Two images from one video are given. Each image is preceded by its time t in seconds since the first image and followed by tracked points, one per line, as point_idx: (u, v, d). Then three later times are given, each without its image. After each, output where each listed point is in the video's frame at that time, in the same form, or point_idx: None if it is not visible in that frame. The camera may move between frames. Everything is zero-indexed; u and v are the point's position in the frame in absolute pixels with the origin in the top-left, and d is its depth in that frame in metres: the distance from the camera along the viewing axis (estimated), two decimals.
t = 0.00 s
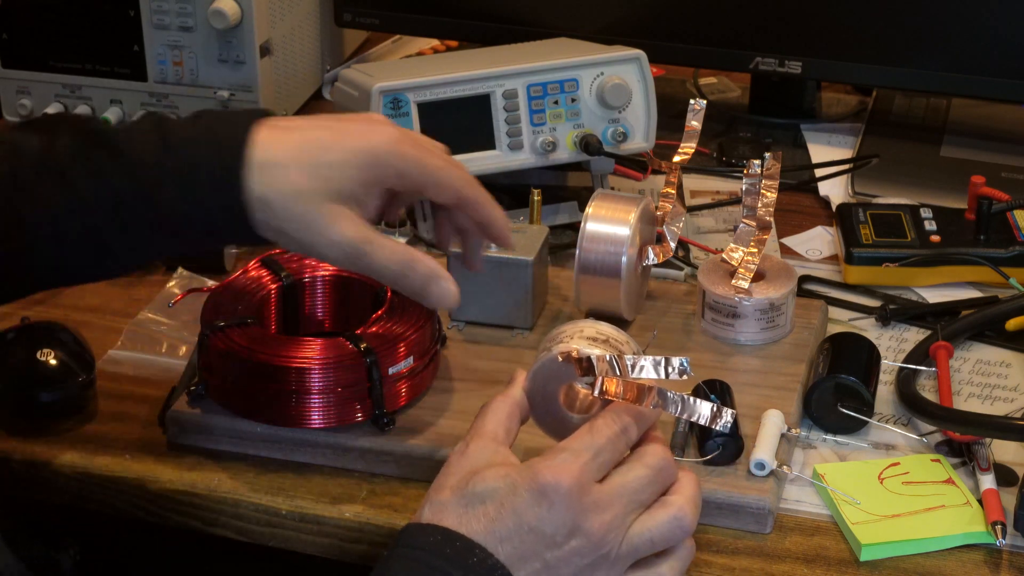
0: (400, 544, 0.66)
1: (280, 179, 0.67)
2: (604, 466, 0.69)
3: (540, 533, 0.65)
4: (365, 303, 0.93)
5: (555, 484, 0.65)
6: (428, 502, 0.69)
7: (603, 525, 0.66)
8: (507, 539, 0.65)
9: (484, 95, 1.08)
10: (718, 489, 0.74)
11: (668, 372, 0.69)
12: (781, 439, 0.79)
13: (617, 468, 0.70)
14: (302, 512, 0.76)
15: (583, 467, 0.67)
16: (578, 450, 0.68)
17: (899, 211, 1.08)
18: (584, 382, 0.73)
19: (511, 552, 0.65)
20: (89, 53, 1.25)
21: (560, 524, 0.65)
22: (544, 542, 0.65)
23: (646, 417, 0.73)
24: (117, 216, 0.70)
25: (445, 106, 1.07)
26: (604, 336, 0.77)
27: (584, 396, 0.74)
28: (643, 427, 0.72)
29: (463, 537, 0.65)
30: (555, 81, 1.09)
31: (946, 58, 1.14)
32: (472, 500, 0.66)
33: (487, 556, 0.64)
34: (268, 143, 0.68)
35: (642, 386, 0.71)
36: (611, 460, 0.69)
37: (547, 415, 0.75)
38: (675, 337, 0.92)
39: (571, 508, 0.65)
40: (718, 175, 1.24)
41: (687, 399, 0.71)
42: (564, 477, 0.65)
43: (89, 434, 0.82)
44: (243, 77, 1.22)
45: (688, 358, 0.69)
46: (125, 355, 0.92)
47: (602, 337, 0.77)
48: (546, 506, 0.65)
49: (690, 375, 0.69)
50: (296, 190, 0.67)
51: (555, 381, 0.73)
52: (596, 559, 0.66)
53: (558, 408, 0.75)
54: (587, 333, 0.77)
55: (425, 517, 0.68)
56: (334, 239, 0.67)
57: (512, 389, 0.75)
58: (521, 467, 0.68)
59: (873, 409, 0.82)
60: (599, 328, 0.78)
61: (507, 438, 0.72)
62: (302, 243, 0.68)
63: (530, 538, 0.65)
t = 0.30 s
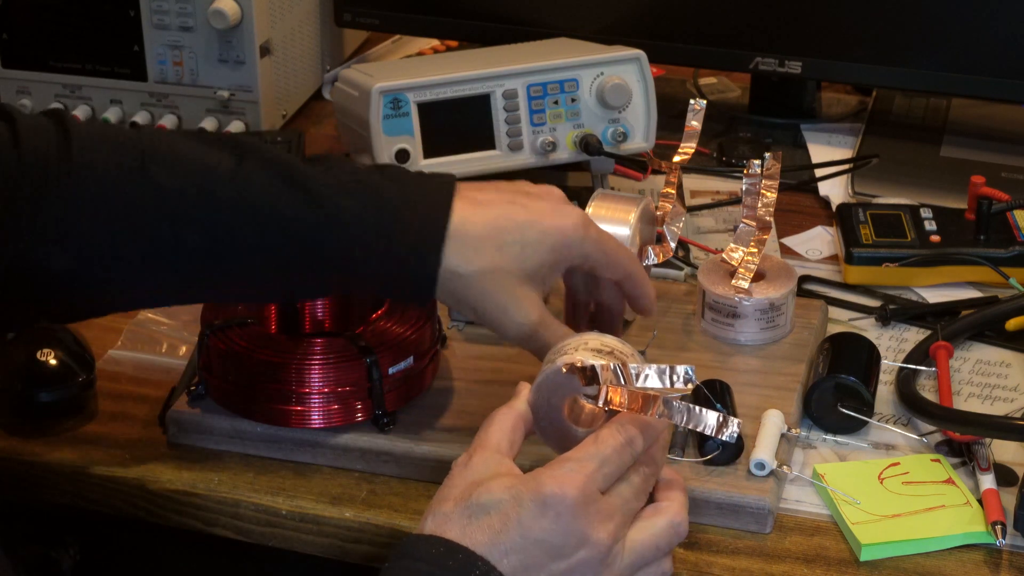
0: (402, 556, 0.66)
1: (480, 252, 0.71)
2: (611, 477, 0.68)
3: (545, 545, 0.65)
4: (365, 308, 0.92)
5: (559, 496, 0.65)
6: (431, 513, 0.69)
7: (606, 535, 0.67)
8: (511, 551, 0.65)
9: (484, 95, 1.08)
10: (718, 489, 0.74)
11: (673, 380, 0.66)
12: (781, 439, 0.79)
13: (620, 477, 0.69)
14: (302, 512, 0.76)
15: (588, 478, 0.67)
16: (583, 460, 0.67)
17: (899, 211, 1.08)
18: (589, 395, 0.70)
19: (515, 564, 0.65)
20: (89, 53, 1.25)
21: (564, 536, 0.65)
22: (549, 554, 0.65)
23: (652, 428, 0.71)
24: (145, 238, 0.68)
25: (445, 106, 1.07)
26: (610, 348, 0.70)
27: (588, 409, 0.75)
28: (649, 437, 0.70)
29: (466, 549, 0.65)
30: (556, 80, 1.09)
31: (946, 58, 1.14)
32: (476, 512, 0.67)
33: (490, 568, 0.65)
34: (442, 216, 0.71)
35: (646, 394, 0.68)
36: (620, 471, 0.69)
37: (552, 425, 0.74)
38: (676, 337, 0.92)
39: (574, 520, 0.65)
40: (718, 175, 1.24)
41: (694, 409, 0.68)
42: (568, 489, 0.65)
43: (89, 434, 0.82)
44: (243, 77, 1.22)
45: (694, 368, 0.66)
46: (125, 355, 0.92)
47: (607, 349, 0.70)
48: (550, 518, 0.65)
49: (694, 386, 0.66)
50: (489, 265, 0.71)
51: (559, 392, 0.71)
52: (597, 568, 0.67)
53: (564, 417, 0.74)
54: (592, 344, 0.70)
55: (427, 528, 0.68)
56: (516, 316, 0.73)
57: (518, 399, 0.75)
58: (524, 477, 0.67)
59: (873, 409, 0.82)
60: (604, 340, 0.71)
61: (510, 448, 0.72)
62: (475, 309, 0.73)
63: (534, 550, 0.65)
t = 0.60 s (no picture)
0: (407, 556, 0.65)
1: (517, 282, 0.74)
2: (617, 470, 0.68)
3: (554, 539, 0.65)
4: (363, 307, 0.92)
5: (564, 488, 0.65)
6: (436, 511, 0.68)
7: (614, 528, 0.67)
8: (519, 547, 0.65)
9: (484, 95, 1.08)
10: (717, 489, 0.74)
11: (679, 364, 0.65)
12: (781, 439, 0.79)
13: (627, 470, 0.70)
14: (302, 512, 0.76)
15: (593, 471, 0.67)
16: (589, 453, 0.68)
17: (899, 211, 1.08)
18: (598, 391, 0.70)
19: (524, 560, 0.65)
20: (89, 53, 1.25)
21: (571, 529, 0.65)
22: (557, 548, 0.66)
23: (663, 419, 0.71)
24: (151, 241, 0.70)
25: (445, 106, 1.07)
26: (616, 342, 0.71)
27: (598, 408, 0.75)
28: (660, 428, 0.71)
29: (472, 547, 0.64)
30: (556, 80, 1.09)
31: (946, 58, 1.14)
32: (482, 508, 0.66)
33: (497, 566, 0.64)
34: (471, 244, 0.74)
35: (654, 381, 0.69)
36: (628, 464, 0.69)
37: (560, 423, 0.74)
38: (676, 337, 0.92)
39: (580, 512, 0.66)
40: (718, 175, 1.24)
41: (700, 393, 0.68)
42: (573, 482, 0.66)
43: (89, 434, 0.82)
44: (243, 77, 1.22)
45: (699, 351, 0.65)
46: (125, 355, 0.92)
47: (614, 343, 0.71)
48: (557, 510, 0.65)
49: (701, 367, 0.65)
50: (527, 295, 0.75)
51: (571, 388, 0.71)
52: (605, 561, 0.67)
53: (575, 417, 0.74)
54: (599, 339, 0.71)
55: (432, 525, 0.67)
56: (544, 340, 0.75)
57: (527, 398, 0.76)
58: (528, 471, 0.67)
59: (873, 409, 0.82)
60: (610, 335, 0.72)
61: (517, 448, 0.72)
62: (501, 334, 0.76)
63: (542, 544, 0.65)
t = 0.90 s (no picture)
0: (414, 550, 0.65)
1: (175, 119, 0.72)
2: (625, 453, 0.68)
3: (562, 524, 0.65)
4: (365, 305, 0.92)
5: (571, 471, 0.65)
6: (443, 505, 0.68)
7: (623, 512, 0.67)
8: (529, 535, 0.65)
9: (484, 95, 1.08)
10: (718, 488, 0.74)
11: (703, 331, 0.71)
12: (781, 439, 0.79)
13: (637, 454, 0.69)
14: (302, 512, 0.76)
15: (600, 454, 0.67)
16: (596, 437, 0.67)
17: (899, 211, 1.08)
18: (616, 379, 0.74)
19: (532, 547, 0.65)
20: (89, 53, 1.25)
21: (579, 514, 0.66)
22: (566, 534, 0.66)
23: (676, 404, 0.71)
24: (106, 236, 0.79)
25: (444, 106, 1.07)
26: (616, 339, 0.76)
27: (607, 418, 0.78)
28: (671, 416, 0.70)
29: (480, 540, 0.64)
30: (556, 81, 1.09)
31: (946, 58, 1.14)
32: (490, 498, 0.66)
33: (506, 558, 0.64)
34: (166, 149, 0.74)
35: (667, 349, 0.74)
36: (636, 448, 0.69)
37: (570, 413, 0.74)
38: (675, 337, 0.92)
39: (586, 497, 0.66)
40: (718, 175, 1.24)
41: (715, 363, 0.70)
42: (578, 465, 0.66)
43: (89, 434, 0.82)
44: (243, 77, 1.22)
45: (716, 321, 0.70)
46: (125, 355, 0.92)
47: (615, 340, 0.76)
48: (564, 495, 0.65)
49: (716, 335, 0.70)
50: (193, 123, 0.73)
51: (585, 377, 0.73)
52: (612, 545, 0.67)
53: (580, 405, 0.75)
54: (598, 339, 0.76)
55: (441, 519, 0.67)
56: (226, 153, 0.75)
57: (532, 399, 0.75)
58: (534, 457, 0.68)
59: (873, 409, 0.82)
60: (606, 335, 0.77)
61: (521, 443, 0.71)
62: (200, 171, 0.75)
63: (550, 531, 0.65)
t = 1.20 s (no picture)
0: (412, 532, 0.65)
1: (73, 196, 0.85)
2: (619, 435, 0.69)
3: (556, 505, 0.65)
4: (365, 305, 0.92)
5: (565, 451, 0.66)
6: (440, 489, 0.68)
7: (617, 494, 0.67)
8: (524, 515, 0.65)
9: (484, 95, 1.08)
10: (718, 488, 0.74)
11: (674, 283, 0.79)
12: (781, 439, 0.79)
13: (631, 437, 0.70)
14: (302, 512, 0.76)
15: (594, 435, 0.67)
16: (589, 418, 0.68)
17: (899, 211, 1.08)
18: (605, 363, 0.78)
19: (527, 527, 0.65)
20: (89, 53, 1.25)
21: (573, 494, 0.66)
22: (560, 515, 0.66)
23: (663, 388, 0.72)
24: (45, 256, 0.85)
25: (444, 106, 1.07)
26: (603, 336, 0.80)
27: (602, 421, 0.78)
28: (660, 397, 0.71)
29: (475, 520, 0.64)
30: (556, 80, 1.09)
31: (946, 58, 1.14)
32: (485, 479, 0.66)
33: (501, 538, 0.64)
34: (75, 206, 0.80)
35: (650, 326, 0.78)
36: (629, 429, 0.69)
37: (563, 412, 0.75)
38: (675, 337, 0.92)
39: (580, 478, 0.66)
40: (718, 175, 1.24)
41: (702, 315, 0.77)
42: (573, 445, 0.66)
43: (89, 434, 0.82)
44: (243, 77, 1.23)
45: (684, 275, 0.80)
46: (125, 355, 0.92)
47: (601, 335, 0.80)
48: (558, 475, 0.65)
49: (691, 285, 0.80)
50: None
51: (575, 366, 0.77)
52: (608, 528, 0.67)
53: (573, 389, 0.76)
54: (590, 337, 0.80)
55: (437, 503, 0.67)
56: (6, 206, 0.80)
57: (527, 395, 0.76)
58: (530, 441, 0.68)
59: (872, 409, 0.82)
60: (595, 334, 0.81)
61: (518, 432, 0.72)
62: (93, 239, 0.88)
63: (545, 511, 0.65)
